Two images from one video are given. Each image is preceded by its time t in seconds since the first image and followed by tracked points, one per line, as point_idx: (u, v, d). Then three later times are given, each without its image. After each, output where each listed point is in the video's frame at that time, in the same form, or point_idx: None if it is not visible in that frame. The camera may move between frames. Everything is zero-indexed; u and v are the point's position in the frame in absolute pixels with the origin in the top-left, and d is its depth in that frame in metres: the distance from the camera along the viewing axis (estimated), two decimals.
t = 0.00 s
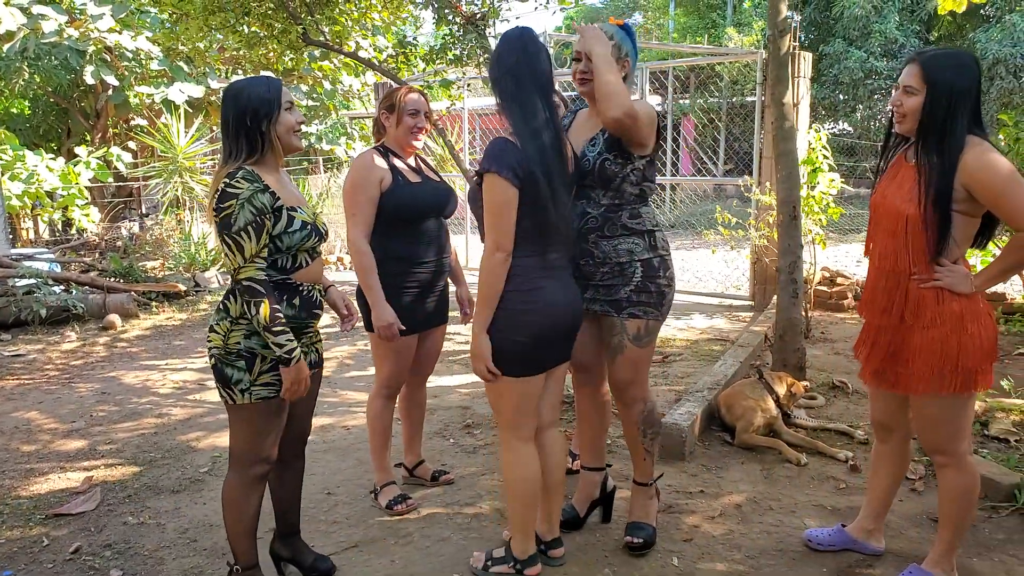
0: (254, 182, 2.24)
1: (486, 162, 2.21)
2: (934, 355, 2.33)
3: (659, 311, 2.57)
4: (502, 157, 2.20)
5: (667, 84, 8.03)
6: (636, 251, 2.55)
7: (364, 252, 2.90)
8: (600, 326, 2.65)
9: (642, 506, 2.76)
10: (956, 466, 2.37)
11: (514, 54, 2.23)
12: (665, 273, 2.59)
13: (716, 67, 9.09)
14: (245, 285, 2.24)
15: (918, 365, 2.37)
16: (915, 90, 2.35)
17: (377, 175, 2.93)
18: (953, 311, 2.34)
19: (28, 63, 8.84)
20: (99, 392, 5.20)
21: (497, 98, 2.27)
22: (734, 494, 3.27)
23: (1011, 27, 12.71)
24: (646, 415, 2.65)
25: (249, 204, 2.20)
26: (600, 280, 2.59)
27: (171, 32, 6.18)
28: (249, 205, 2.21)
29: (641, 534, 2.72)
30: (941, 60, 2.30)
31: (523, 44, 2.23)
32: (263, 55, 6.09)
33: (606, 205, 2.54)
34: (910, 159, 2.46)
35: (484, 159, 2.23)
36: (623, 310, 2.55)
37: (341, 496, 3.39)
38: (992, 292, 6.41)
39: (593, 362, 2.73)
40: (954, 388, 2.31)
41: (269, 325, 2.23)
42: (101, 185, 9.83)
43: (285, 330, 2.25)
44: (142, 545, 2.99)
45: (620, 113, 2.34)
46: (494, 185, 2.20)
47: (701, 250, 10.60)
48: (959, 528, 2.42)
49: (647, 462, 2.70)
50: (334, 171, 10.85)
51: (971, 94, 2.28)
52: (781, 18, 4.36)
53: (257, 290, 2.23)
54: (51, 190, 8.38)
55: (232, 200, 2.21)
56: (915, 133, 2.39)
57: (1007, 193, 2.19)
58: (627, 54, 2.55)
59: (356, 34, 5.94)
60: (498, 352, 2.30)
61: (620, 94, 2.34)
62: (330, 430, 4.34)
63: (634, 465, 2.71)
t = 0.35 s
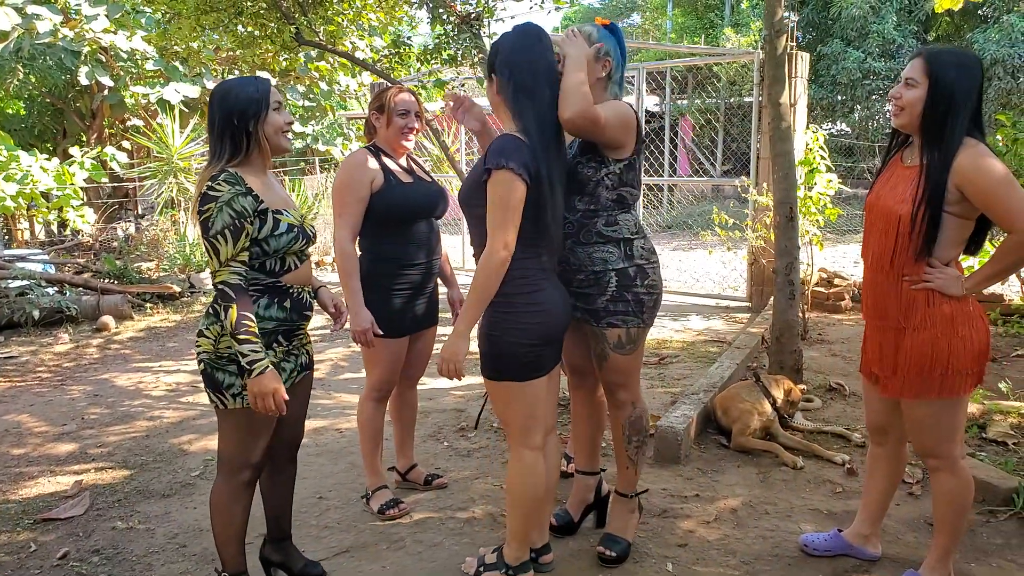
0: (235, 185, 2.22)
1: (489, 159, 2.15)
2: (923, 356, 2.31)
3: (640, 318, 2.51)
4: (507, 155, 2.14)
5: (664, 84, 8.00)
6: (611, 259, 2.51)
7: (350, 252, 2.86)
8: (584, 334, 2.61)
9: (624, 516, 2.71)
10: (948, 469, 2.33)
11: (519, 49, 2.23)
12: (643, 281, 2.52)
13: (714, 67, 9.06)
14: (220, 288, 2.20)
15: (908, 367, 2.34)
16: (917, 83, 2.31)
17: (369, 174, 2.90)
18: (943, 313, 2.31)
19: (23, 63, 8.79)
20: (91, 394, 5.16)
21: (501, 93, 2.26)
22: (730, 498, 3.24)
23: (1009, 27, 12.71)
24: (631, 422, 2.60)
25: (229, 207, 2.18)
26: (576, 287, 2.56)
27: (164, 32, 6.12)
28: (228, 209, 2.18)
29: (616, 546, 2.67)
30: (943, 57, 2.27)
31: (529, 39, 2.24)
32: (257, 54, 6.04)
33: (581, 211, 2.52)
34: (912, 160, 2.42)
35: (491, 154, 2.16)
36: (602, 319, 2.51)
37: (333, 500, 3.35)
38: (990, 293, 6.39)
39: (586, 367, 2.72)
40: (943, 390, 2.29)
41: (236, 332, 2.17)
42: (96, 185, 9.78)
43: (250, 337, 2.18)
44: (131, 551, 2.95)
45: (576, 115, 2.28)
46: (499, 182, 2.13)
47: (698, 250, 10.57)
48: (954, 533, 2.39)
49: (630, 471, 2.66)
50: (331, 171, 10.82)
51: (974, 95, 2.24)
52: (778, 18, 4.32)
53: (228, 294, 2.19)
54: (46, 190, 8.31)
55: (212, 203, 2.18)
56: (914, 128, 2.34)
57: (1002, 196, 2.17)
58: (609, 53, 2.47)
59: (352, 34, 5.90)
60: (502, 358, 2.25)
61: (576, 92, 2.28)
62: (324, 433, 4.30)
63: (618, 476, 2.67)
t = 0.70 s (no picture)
0: (227, 186, 2.21)
1: (502, 163, 2.13)
2: (922, 359, 2.30)
3: (633, 322, 2.49)
4: (520, 158, 2.12)
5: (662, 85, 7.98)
6: (602, 262, 2.49)
7: (349, 253, 2.85)
8: (580, 336, 2.60)
9: (619, 519, 2.70)
10: (945, 471, 2.32)
11: (528, 48, 2.24)
12: (635, 285, 2.50)
13: (712, 68, 9.05)
14: (213, 290, 2.20)
15: (908, 369, 2.33)
16: (918, 82, 2.30)
17: (365, 174, 2.89)
18: (943, 314, 2.30)
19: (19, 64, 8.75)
20: (87, 396, 5.13)
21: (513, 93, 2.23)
22: (728, 500, 3.22)
23: (1007, 29, 12.72)
24: (628, 425, 2.58)
25: (221, 208, 2.17)
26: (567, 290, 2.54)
27: (161, 32, 6.08)
28: (221, 210, 2.17)
29: (611, 550, 2.66)
30: (944, 57, 2.26)
31: (537, 38, 2.26)
32: (255, 55, 6.01)
33: (572, 212, 2.51)
34: (913, 160, 2.42)
35: (504, 156, 2.14)
36: (595, 323, 2.49)
37: (329, 503, 3.34)
38: (988, 294, 6.39)
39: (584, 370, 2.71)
40: (943, 392, 2.27)
41: (231, 334, 2.16)
42: (92, 186, 9.73)
43: (246, 340, 2.17)
44: (125, 554, 2.93)
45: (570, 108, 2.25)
46: (509, 187, 2.11)
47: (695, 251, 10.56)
48: (951, 538, 2.38)
49: (627, 474, 2.65)
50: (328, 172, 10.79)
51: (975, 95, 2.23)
52: (776, 19, 4.31)
53: (225, 297, 2.19)
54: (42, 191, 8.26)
55: (204, 204, 2.17)
56: (916, 128, 2.33)
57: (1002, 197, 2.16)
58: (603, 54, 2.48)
59: (349, 35, 5.88)
60: (513, 361, 2.23)
61: (573, 88, 2.25)
62: (320, 434, 4.29)
63: (614, 479, 2.66)
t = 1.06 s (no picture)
0: (222, 189, 2.21)
1: (523, 165, 2.12)
2: (920, 360, 2.31)
3: (641, 322, 2.52)
4: (541, 161, 2.12)
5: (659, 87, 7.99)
6: (613, 264, 2.51)
7: (344, 255, 2.85)
8: (582, 339, 2.60)
9: (618, 521, 2.70)
10: (942, 472, 2.33)
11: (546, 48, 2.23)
12: (645, 285, 2.53)
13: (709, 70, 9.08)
14: (212, 293, 2.19)
15: (904, 370, 2.34)
16: (914, 83, 2.32)
17: (364, 176, 2.89)
18: (939, 316, 2.31)
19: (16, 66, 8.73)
20: (83, 398, 5.12)
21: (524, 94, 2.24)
22: (725, 502, 3.23)
23: (1001, 30, 12.78)
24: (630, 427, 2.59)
25: (217, 210, 2.17)
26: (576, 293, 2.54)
27: (158, 33, 6.07)
28: (216, 213, 2.17)
29: (610, 552, 2.66)
30: (942, 60, 2.27)
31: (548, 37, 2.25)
32: (252, 57, 6.01)
33: (583, 214, 2.51)
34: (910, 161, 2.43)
35: (523, 159, 2.13)
36: (606, 326, 2.50)
37: (327, 505, 3.33)
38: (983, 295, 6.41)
39: (583, 373, 2.71)
40: (939, 394, 2.28)
41: (232, 336, 2.16)
42: (89, 187, 9.71)
43: (248, 341, 2.17)
44: (122, 557, 2.93)
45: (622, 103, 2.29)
46: (531, 190, 2.11)
47: (692, 252, 10.57)
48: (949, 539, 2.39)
49: (628, 476, 2.65)
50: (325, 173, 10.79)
51: (971, 98, 2.24)
52: (772, 22, 4.33)
53: (224, 300, 2.18)
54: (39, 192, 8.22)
55: (200, 207, 2.17)
56: (913, 130, 2.35)
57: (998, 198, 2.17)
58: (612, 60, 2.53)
59: (347, 36, 5.88)
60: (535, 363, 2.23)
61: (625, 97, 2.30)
62: (317, 436, 4.29)
63: (615, 481, 2.66)
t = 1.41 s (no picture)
0: (209, 196, 2.21)
1: (525, 173, 2.12)
2: (920, 367, 2.31)
3: (638, 329, 2.51)
4: (543, 169, 2.12)
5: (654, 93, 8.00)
6: (612, 269, 2.51)
7: (340, 262, 2.84)
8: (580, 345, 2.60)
9: (615, 528, 2.69)
10: (944, 478, 2.33)
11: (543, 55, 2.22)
12: (643, 291, 2.53)
13: (703, 77, 9.11)
14: (179, 295, 2.18)
15: (904, 377, 2.34)
16: (901, 92, 2.33)
17: (357, 183, 2.88)
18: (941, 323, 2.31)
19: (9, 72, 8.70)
20: (75, 406, 5.09)
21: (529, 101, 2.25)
22: (721, 508, 3.22)
23: (992, 38, 12.90)
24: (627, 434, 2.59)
25: (200, 215, 2.16)
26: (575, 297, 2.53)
27: (153, 39, 6.05)
28: (198, 217, 2.16)
29: (607, 558, 2.65)
30: (927, 68, 2.29)
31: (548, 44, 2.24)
32: (247, 63, 5.99)
33: (585, 219, 2.50)
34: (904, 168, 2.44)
35: (526, 167, 2.13)
36: (602, 331, 2.50)
37: (321, 513, 3.31)
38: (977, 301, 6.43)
39: (578, 380, 2.70)
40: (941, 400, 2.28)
41: (209, 333, 2.14)
42: (82, 194, 9.67)
43: (227, 334, 2.14)
44: (114, 567, 2.90)
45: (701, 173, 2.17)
46: (532, 199, 2.11)
47: (687, 258, 10.59)
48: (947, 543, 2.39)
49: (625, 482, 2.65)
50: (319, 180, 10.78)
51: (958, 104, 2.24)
52: (766, 28, 4.34)
53: (191, 301, 2.16)
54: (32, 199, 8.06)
55: (182, 211, 2.17)
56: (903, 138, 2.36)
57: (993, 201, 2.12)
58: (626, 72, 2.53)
59: (341, 43, 5.87)
60: (535, 369, 2.23)
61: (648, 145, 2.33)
62: (311, 444, 4.26)
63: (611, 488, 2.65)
